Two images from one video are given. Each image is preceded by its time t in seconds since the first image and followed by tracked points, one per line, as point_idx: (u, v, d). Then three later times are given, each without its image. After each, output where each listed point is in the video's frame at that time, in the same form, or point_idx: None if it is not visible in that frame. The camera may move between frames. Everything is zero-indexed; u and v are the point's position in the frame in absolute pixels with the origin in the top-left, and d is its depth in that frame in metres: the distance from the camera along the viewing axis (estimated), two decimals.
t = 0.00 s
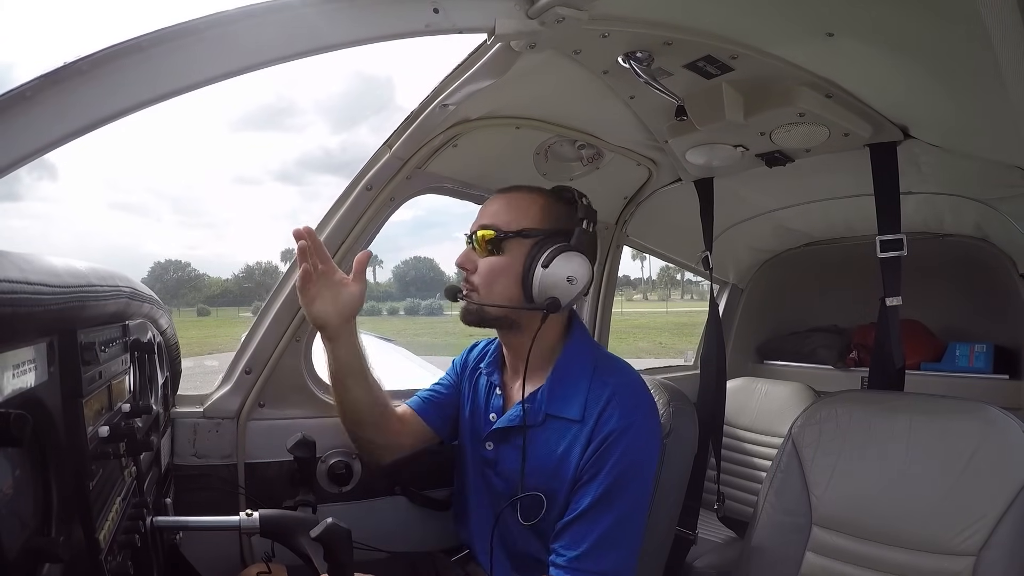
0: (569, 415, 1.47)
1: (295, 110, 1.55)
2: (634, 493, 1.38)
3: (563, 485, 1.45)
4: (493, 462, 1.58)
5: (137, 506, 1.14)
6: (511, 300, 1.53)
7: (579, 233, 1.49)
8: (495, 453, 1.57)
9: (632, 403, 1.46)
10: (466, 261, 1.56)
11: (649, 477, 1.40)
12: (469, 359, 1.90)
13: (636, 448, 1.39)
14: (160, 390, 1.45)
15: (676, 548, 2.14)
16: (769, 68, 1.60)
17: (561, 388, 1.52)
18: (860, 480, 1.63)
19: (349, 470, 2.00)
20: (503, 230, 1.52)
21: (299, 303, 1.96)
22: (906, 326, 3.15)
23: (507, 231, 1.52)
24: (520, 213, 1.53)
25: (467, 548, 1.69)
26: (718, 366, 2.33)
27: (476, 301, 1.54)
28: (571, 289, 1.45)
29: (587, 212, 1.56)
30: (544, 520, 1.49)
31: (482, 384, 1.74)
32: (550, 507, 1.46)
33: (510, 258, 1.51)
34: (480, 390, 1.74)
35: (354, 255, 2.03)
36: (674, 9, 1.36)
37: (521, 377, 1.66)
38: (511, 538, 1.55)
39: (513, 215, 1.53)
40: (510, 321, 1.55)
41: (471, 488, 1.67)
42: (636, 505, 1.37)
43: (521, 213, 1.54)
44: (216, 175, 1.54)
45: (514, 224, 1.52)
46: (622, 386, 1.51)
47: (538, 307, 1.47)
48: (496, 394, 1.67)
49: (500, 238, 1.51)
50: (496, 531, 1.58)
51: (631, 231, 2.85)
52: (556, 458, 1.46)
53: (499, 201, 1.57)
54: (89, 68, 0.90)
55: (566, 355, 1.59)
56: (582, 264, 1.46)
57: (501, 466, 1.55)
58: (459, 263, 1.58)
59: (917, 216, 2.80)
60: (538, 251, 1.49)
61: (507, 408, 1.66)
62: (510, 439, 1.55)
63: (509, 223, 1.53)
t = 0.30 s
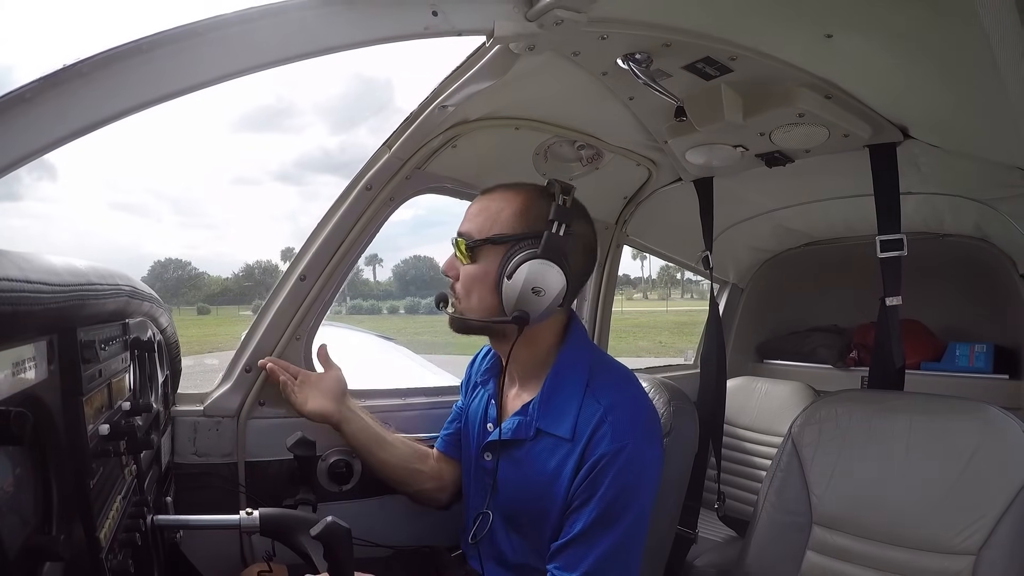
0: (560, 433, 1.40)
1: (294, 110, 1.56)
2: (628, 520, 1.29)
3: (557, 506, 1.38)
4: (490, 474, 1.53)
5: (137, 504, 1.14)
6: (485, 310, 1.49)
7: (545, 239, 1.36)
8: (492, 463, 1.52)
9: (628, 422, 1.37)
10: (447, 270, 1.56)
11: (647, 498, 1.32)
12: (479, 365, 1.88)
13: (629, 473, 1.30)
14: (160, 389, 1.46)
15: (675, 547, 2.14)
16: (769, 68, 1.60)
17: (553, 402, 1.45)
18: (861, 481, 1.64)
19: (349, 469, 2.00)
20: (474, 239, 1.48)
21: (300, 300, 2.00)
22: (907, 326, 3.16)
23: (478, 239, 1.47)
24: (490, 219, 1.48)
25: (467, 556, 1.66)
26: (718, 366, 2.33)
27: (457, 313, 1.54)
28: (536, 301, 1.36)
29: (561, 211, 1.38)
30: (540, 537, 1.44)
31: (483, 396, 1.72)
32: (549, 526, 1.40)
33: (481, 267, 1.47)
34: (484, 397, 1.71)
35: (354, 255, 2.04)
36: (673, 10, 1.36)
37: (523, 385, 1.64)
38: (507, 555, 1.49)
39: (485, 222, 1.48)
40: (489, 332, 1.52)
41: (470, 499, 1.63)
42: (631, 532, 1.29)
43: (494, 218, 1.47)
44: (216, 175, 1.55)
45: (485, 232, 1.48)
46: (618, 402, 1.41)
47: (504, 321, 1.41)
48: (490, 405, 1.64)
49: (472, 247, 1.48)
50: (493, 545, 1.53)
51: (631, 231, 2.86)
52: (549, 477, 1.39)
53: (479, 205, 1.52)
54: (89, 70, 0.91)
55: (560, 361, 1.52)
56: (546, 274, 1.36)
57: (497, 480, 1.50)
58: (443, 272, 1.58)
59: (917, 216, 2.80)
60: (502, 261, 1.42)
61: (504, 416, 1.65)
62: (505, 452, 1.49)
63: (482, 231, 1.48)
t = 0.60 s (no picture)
0: (559, 443, 1.39)
1: (294, 109, 1.56)
2: (626, 531, 1.27)
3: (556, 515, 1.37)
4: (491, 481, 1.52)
5: (137, 504, 1.14)
6: (475, 317, 1.48)
7: (527, 246, 1.33)
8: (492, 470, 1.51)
9: (627, 431, 1.35)
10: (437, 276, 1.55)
11: (647, 509, 1.30)
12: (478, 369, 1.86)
13: (628, 484, 1.28)
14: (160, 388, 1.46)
15: (675, 547, 2.14)
16: (769, 68, 1.60)
17: (552, 410, 1.44)
18: (861, 481, 1.63)
19: (349, 469, 2.00)
20: (461, 246, 1.47)
21: (299, 300, 2.00)
22: (907, 326, 3.16)
23: (463, 246, 1.46)
24: (477, 225, 1.46)
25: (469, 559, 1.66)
26: (718, 366, 2.33)
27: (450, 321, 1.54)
28: (522, 311, 1.35)
29: (547, 217, 1.33)
30: (540, 544, 1.43)
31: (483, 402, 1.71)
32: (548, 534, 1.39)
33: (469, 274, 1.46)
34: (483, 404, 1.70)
35: (354, 254, 2.04)
36: (674, 9, 1.36)
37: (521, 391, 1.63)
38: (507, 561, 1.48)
39: (472, 228, 1.47)
40: (481, 340, 1.51)
41: (471, 505, 1.62)
42: (631, 544, 1.28)
43: (481, 224, 1.46)
44: (216, 175, 1.54)
45: (472, 238, 1.47)
46: (618, 412, 1.39)
47: (492, 330, 1.40)
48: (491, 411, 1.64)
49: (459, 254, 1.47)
50: (493, 552, 1.53)
51: (631, 231, 2.86)
52: (548, 486, 1.38)
53: (467, 212, 1.50)
54: (89, 68, 0.90)
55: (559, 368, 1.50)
56: (531, 283, 1.33)
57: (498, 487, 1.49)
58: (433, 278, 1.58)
59: (918, 215, 2.80)
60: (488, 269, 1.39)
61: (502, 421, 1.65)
62: (505, 459, 1.49)
63: (469, 238, 1.47)
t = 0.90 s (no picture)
0: (555, 449, 1.38)
1: (294, 108, 1.55)
2: (621, 540, 1.25)
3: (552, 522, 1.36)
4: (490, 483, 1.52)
5: (137, 506, 1.13)
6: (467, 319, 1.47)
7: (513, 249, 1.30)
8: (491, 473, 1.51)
9: (623, 438, 1.34)
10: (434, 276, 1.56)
11: (642, 518, 1.27)
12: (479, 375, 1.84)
13: (623, 492, 1.26)
14: (160, 389, 1.45)
15: (675, 548, 2.14)
16: (770, 67, 1.60)
17: (550, 414, 1.42)
18: (861, 481, 1.63)
19: (349, 470, 2.01)
20: (454, 246, 1.46)
21: (299, 303, 1.99)
22: (906, 326, 3.16)
23: (458, 246, 1.45)
24: (472, 225, 1.45)
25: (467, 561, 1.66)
26: (718, 366, 2.33)
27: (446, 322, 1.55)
28: (506, 313, 1.31)
29: (535, 221, 1.32)
30: (538, 550, 1.42)
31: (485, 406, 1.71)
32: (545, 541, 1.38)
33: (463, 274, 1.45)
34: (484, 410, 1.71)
35: (354, 254, 2.03)
36: (675, 8, 1.36)
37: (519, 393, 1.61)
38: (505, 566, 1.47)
39: (467, 228, 1.46)
40: (474, 343, 1.50)
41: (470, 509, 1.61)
42: (627, 553, 1.26)
43: (476, 225, 1.45)
44: (216, 174, 1.54)
45: (467, 238, 1.46)
46: (614, 418, 1.38)
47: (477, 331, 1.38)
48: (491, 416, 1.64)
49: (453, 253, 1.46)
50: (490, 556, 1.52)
51: (631, 231, 2.86)
52: (544, 493, 1.37)
53: (462, 214, 1.48)
54: (89, 67, 0.90)
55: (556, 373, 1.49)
56: (518, 285, 1.29)
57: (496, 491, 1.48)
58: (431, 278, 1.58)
59: (917, 215, 2.80)
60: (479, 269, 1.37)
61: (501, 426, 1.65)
62: (501, 463, 1.48)
63: (464, 238, 1.47)
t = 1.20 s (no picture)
0: (527, 439, 1.24)
1: (294, 111, 1.56)
2: (586, 545, 1.07)
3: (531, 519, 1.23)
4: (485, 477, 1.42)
5: (137, 505, 1.14)
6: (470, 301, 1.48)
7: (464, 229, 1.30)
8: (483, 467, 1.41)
9: (587, 431, 1.15)
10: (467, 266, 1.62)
11: (611, 519, 1.09)
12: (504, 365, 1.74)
13: (580, 496, 1.08)
14: (160, 390, 1.46)
15: (675, 548, 2.14)
16: (769, 68, 1.60)
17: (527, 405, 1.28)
18: (862, 481, 1.63)
19: (349, 470, 2.01)
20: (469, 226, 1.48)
21: (299, 302, 1.99)
22: (906, 327, 3.16)
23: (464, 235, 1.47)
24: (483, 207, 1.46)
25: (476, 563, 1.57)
26: (718, 367, 2.33)
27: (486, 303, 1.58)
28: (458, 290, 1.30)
29: (484, 202, 1.29)
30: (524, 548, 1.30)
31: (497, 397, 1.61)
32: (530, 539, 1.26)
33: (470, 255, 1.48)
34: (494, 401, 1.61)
35: (354, 255, 2.04)
36: (674, 9, 1.36)
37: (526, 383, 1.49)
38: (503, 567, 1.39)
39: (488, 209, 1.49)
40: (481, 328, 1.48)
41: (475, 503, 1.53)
42: (589, 568, 1.07)
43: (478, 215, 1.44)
44: (216, 176, 1.54)
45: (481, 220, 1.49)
46: (587, 405, 1.19)
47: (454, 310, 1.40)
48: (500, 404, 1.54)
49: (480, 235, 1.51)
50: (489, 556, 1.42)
51: (631, 232, 2.86)
52: (521, 487, 1.24)
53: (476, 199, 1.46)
54: (89, 69, 0.90)
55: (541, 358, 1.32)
56: (463, 261, 1.27)
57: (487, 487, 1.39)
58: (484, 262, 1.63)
59: (917, 216, 2.80)
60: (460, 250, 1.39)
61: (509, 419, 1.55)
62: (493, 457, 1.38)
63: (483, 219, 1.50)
